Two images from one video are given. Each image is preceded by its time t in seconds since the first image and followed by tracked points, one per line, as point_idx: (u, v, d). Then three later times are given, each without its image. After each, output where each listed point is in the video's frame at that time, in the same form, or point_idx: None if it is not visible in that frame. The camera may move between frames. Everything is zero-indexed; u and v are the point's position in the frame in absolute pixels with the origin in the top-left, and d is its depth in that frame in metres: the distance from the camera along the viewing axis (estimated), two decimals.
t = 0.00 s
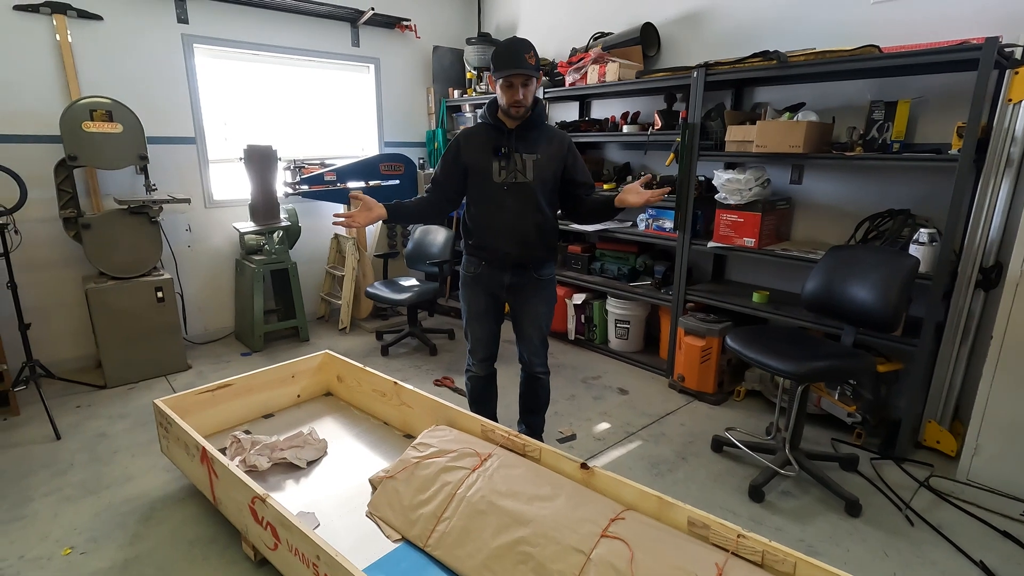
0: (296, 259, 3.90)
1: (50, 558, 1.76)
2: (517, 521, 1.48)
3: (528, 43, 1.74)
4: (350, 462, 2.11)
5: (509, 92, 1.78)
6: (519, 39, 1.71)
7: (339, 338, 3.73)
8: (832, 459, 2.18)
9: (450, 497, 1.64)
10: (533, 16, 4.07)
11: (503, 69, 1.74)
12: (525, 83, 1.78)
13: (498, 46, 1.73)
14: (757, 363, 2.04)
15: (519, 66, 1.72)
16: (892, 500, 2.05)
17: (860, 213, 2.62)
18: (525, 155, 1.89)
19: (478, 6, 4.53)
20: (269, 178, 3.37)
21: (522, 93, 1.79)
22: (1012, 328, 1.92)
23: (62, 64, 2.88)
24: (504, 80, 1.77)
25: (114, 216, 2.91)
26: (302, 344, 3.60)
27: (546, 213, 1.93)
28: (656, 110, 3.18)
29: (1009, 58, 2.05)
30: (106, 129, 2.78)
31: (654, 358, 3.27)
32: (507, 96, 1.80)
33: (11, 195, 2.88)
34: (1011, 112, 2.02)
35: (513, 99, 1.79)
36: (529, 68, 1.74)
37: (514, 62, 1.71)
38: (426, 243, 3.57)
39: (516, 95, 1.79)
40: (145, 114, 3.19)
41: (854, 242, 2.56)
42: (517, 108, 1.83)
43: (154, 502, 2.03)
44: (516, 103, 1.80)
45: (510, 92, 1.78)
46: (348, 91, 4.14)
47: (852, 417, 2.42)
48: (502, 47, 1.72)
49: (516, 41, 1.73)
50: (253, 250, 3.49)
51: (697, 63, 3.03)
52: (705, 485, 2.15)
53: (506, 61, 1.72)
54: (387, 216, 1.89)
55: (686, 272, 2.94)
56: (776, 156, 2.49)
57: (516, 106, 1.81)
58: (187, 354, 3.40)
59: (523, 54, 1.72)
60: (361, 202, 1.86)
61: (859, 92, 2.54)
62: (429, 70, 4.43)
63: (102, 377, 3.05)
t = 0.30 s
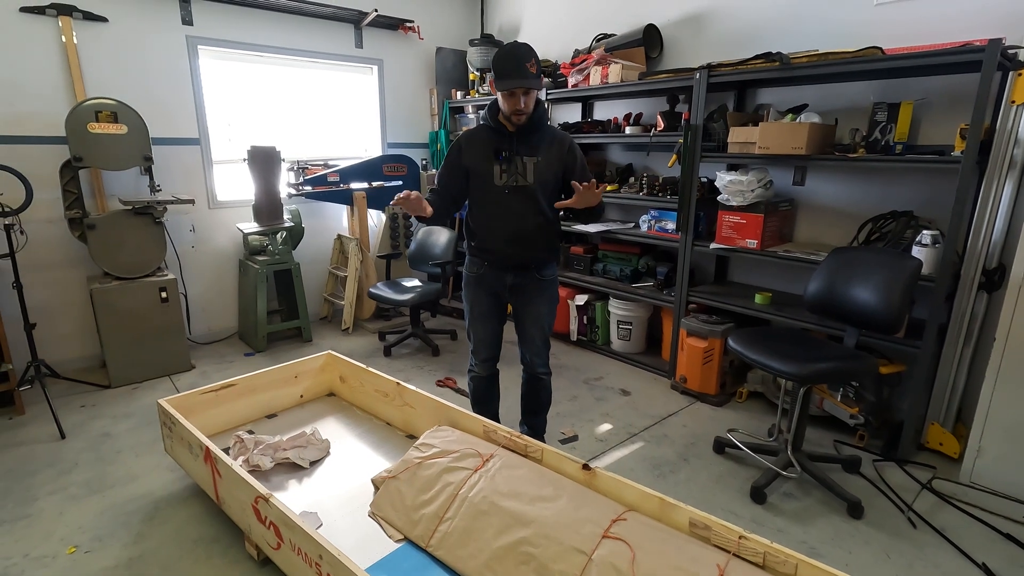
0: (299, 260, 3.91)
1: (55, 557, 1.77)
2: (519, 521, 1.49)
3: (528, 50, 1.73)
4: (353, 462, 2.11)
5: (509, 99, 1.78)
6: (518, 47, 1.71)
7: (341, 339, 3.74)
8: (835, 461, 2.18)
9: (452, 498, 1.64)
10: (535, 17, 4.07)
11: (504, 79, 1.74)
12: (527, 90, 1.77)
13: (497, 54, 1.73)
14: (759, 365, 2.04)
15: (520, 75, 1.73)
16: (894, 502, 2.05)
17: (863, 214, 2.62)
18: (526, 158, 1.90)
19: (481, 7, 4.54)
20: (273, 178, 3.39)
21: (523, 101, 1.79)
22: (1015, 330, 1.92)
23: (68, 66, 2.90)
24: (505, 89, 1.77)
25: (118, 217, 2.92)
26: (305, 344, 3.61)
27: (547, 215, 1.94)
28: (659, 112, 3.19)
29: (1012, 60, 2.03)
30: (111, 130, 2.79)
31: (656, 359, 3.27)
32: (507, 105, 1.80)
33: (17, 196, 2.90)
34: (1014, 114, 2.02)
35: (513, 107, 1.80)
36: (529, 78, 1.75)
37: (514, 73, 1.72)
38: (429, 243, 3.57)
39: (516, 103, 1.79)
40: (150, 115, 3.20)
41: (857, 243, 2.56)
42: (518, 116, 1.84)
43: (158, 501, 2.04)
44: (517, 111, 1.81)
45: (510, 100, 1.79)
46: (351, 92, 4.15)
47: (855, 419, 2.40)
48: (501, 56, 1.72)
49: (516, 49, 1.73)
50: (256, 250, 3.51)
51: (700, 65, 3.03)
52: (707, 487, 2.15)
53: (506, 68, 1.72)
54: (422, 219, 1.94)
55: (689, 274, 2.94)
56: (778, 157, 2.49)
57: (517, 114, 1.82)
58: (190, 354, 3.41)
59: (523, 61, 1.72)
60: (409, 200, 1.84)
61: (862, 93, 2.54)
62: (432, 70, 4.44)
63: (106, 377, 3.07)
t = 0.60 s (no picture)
0: (302, 260, 3.92)
1: (57, 557, 1.76)
2: (520, 523, 1.48)
3: (517, 54, 1.70)
4: (354, 463, 2.11)
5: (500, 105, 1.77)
6: (506, 53, 1.68)
7: (343, 339, 3.74)
8: (838, 463, 2.17)
9: (454, 499, 1.64)
10: (538, 18, 4.08)
11: (492, 87, 1.72)
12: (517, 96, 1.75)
13: (485, 61, 1.72)
14: (760, 366, 2.04)
15: (507, 82, 1.71)
16: (898, 504, 2.04)
17: (866, 215, 2.60)
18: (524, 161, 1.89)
19: (483, 8, 4.55)
20: (276, 179, 3.39)
21: (514, 107, 1.77)
22: (1020, 332, 1.91)
23: (71, 66, 2.91)
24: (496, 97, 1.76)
25: (120, 218, 2.92)
26: (306, 345, 3.61)
27: (545, 217, 1.93)
28: (661, 113, 3.19)
29: (1018, 61, 2.05)
30: (114, 131, 2.80)
31: (659, 361, 3.27)
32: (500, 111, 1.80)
33: (20, 196, 2.91)
34: (1017, 115, 2.01)
35: (504, 113, 1.79)
36: (517, 85, 1.72)
37: (502, 80, 1.70)
38: (431, 244, 3.57)
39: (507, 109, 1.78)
40: (152, 116, 3.21)
41: (860, 244, 2.55)
42: (512, 120, 1.83)
43: (160, 501, 2.04)
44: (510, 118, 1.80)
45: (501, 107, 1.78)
46: (354, 93, 4.16)
47: (858, 421, 2.41)
48: (489, 63, 1.71)
49: (504, 54, 1.70)
50: (258, 251, 3.52)
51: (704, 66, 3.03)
52: (709, 488, 2.15)
53: (494, 74, 1.71)
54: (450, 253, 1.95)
55: (691, 275, 2.94)
56: (781, 158, 2.49)
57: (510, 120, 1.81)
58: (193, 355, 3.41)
59: (512, 67, 1.70)
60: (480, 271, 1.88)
61: (865, 94, 2.54)
62: (434, 71, 4.44)
63: (108, 377, 3.07)
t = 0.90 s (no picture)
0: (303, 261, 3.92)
1: (57, 557, 1.77)
2: (521, 524, 1.48)
3: (497, 59, 1.69)
4: (355, 464, 2.11)
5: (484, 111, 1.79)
6: (486, 58, 1.68)
7: (344, 340, 3.74)
8: (840, 465, 2.16)
9: (454, 500, 1.63)
10: (540, 19, 4.08)
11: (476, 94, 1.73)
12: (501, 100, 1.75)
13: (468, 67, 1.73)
14: (761, 368, 2.03)
15: (488, 88, 1.71)
16: (900, 507, 2.03)
17: (869, 217, 2.60)
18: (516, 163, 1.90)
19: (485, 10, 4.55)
20: (277, 179, 3.39)
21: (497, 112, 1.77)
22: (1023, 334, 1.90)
23: (74, 67, 2.92)
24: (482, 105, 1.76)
25: (123, 219, 2.93)
26: (308, 346, 3.61)
27: (539, 219, 1.94)
28: (663, 114, 3.19)
29: (1022, 61, 2.04)
30: (117, 132, 2.81)
31: (660, 362, 3.26)
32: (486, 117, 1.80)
33: (23, 196, 2.92)
34: (1020, 116, 2.00)
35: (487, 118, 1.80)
36: (493, 89, 1.71)
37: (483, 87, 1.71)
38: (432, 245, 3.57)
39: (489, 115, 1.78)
40: (155, 116, 3.22)
41: (863, 246, 2.54)
42: (501, 123, 1.83)
43: (160, 502, 2.04)
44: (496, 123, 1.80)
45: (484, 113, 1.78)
46: (356, 94, 4.16)
47: (860, 423, 2.41)
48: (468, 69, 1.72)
49: (481, 59, 1.70)
50: (260, 252, 3.52)
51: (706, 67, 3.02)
52: (710, 490, 2.14)
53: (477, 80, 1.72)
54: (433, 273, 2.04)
55: (692, 276, 2.93)
56: (783, 159, 2.48)
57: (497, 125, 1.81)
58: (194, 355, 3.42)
59: (495, 72, 1.70)
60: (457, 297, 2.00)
61: (867, 95, 2.53)
62: (436, 72, 4.44)
63: (110, 377, 3.08)
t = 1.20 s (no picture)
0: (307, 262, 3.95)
1: (61, 557, 1.77)
2: (522, 525, 1.48)
3: (484, 62, 1.74)
4: (357, 464, 2.12)
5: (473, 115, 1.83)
6: (472, 61, 1.73)
7: (346, 341, 3.74)
8: (842, 467, 2.16)
9: (456, 501, 1.64)
10: (542, 20, 4.08)
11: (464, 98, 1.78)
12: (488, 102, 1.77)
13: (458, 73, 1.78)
14: (764, 370, 2.03)
15: (474, 90, 1.74)
16: (903, 509, 2.03)
17: (871, 218, 2.59)
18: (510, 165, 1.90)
19: (488, 10, 4.55)
20: (280, 180, 3.40)
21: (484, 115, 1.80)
22: None
23: (78, 67, 2.93)
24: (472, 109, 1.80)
25: (126, 219, 2.94)
26: (310, 346, 3.62)
27: (538, 219, 1.92)
28: (665, 115, 3.19)
29: None
30: (120, 133, 2.82)
31: (662, 364, 3.26)
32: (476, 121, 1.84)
33: (27, 197, 2.93)
34: None
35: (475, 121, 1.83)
36: (477, 91, 1.75)
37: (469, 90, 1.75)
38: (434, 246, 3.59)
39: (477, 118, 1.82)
40: (158, 117, 3.23)
41: (865, 247, 2.54)
42: (492, 127, 1.85)
43: (163, 502, 2.05)
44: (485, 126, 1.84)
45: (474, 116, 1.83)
46: (358, 95, 4.17)
47: (862, 425, 2.39)
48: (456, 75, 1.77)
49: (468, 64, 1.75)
50: (263, 252, 3.54)
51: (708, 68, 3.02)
52: (712, 492, 2.14)
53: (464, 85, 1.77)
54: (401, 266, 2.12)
55: (694, 278, 2.93)
56: (786, 161, 2.48)
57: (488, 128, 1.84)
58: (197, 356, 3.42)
59: (482, 74, 1.74)
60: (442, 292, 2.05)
61: (871, 97, 2.53)
62: (438, 74, 4.45)
63: (113, 377, 3.08)
